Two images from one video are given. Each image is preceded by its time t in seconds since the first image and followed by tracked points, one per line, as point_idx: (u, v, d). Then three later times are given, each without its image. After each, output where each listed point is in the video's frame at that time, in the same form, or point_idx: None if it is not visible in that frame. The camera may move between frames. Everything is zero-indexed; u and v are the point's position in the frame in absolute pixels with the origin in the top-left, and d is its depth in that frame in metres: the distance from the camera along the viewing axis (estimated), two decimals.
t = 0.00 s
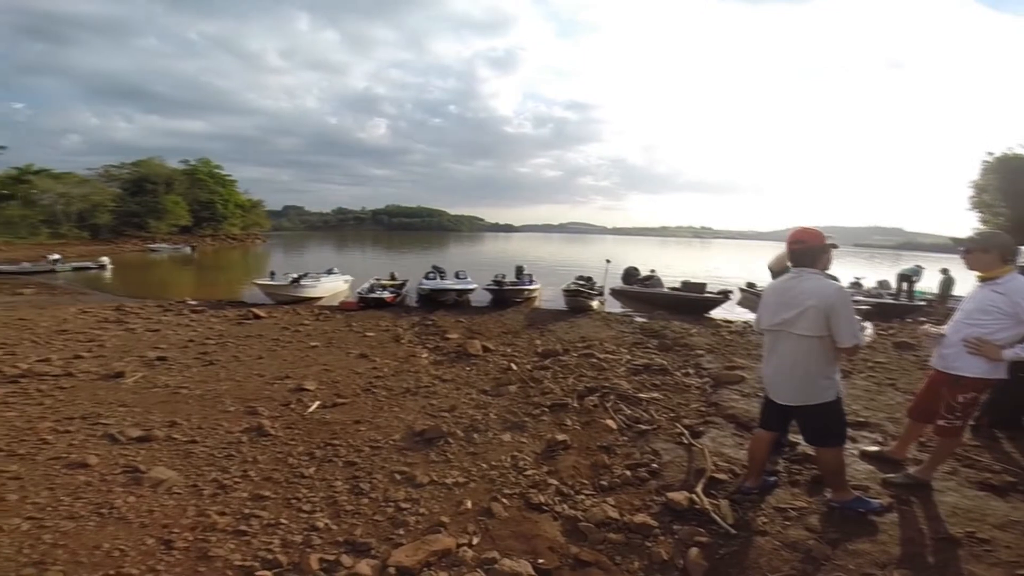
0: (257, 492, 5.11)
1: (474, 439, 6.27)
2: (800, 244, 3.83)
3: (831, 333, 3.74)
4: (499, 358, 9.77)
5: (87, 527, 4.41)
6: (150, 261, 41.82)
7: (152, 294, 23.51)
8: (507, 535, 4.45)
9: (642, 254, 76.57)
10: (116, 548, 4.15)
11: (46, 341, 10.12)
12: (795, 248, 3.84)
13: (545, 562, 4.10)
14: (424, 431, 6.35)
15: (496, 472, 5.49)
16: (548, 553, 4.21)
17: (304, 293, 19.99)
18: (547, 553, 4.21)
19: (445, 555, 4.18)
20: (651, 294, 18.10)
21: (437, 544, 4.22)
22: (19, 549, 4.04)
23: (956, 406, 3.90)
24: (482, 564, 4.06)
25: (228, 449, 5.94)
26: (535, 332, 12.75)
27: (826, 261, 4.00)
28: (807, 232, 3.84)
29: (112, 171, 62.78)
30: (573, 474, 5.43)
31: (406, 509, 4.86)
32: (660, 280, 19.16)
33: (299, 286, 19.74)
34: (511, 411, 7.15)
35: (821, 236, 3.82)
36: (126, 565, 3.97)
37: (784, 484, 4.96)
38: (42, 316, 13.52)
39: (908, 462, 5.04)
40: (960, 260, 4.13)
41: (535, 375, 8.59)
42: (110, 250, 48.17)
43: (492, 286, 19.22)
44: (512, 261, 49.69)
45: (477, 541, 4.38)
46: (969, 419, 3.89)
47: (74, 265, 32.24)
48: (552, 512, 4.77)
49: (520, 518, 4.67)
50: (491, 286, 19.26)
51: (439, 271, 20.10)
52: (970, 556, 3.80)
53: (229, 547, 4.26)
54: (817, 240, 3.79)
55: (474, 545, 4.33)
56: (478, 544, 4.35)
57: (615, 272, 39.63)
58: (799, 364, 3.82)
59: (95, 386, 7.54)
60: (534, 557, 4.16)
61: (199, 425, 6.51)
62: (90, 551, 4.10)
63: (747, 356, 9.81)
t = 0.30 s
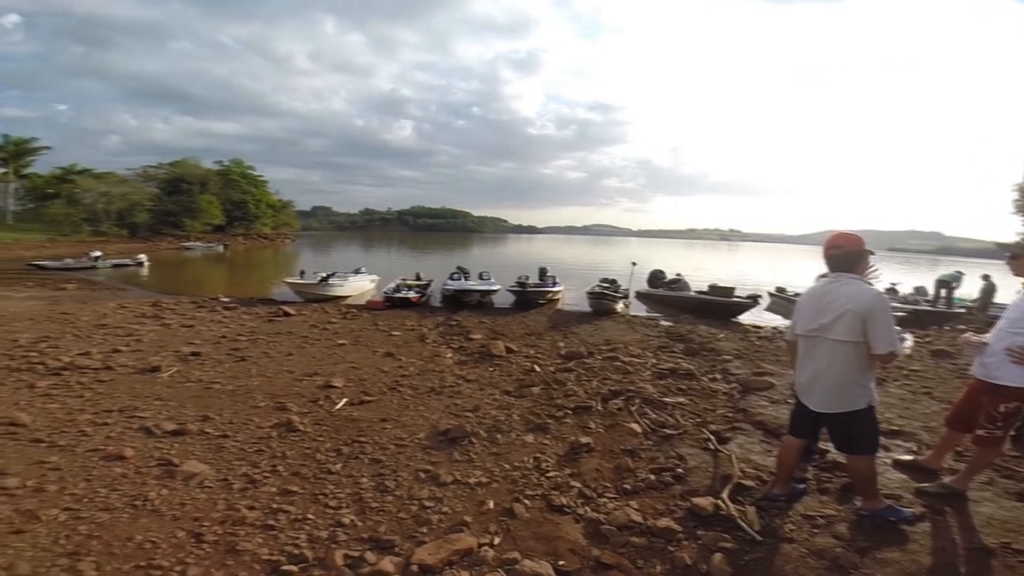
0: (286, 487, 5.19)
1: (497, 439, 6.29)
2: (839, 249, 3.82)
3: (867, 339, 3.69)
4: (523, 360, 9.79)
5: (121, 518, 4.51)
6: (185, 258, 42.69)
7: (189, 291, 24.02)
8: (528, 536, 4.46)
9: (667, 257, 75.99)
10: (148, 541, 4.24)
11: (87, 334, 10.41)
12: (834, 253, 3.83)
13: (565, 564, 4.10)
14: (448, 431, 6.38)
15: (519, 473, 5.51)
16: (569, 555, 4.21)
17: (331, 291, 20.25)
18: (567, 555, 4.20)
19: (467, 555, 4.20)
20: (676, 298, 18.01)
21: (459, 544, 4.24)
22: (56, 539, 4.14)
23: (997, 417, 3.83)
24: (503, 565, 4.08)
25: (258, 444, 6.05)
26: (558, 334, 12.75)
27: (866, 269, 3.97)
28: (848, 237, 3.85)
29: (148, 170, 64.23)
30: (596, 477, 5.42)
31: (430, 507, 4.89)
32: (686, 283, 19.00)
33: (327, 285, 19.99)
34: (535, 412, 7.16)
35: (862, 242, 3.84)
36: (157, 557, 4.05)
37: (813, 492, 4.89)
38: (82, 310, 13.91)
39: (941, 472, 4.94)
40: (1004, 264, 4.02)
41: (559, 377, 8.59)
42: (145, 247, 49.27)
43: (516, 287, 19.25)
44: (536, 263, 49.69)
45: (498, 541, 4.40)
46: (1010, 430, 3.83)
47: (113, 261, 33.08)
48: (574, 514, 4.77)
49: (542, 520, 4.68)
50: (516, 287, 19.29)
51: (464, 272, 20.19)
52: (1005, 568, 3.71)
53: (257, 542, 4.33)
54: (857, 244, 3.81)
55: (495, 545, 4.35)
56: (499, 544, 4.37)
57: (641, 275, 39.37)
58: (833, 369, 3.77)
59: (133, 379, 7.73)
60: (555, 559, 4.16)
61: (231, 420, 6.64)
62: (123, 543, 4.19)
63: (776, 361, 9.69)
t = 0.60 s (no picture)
0: (319, 483, 5.28)
1: (525, 440, 6.31)
2: (883, 252, 3.76)
3: (912, 343, 3.61)
4: (551, 360, 9.79)
5: (160, 512, 4.63)
6: (221, 257, 43.63)
7: (228, 289, 24.55)
8: (555, 537, 4.46)
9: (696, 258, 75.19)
10: (186, 535, 4.34)
11: (130, 330, 10.72)
12: (879, 256, 3.78)
13: (593, 567, 4.09)
14: (476, 430, 6.42)
15: (547, 474, 5.51)
16: (596, 557, 4.20)
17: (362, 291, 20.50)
18: (595, 556, 4.20)
19: (494, 554, 4.21)
20: (706, 300, 17.86)
21: (486, 543, 4.25)
22: (98, 532, 4.26)
23: None
24: (529, 565, 4.09)
25: (293, 440, 6.16)
26: (586, 335, 12.71)
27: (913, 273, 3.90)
28: (894, 240, 3.78)
29: (185, 171, 65.81)
30: (625, 479, 5.40)
31: (458, 506, 4.93)
32: (717, 285, 18.79)
33: (358, 284, 20.24)
34: (563, 413, 7.16)
35: (910, 245, 3.78)
36: (194, 551, 4.15)
37: (849, 498, 4.80)
38: (125, 307, 14.32)
39: (983, 480, 4.80)
40: None
41: (588, 379, 8.57)
42: (183, 246, 50.46)
43: (542, 288, 19.24)
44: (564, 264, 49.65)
45: (525, 542, 4.41)
46: None
47: (153, 260, 33.97)
48: (601, 516, 4.75)
49: (569, 521, 4.67)
50: (542, 287, 19.28)
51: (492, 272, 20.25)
52: None
53: (290, 537, 4.41)
54: (905, 245, 3.75)
55: (522, 545, 4.36)
56: (526, 544, 4.38)
57: (669, 276, 39.03)
58: (876, 373, 3.70)
59: (172, 375, 7.94)
60: (582, 560, 4.15)
61: (266, 416, 6.76)
62: (162, 536, 4.29)
63: (811, 366, 9.52)
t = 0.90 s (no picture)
0: (343, 483, 5.32)
1: (547, 443, 6.29)
2: (920, 257, 3.69)
3: (951, 350, 3.54)
4: (573, 364, 9.76)
5: (189, 509, 4.70)
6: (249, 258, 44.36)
7: (256, 289, 24.94)
8: (577, 541, 4.44)
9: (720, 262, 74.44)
10: (213, 533, 4.40)
11: (161, 329, 10.94)
12: (916, 261, 3.70)
13: (615, 572, 4.06)
14: (498, 433, 6.41)
15: (569, 478, 5.49)
16: (618, 562, 4.17)
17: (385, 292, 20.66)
18: (616, 561, 4.17)
19: (515, 557, 4.20)
20: (731, 305, 17.67)
21: (507, 546, 4.24)
22: (129, 528, 4.33)
23: None
24: (550, 569, 4.07)
25: (318, 439, 6.21)
26: (608, 339, 12.65)
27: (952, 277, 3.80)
28: (932, 245, 3.70)
29: (214, 173, 67.03)
30: (648, 484, 5.35)
31: (479, 509, 4.93)
32: (742, 290, 18.57)
33: (382, 286, 20.39)
34: (586, 417, 7.12)
35: (949, 248, 3.71)
36: (220, 549, 4.20)
37: (879, 506, 4.70)
38: (158, 305, 14.63)
39: (1019, 490, 4.67)
40: None
41: (610, 383, 8.52)
42: (212, 247, 51.38)
43: (563, 291, 19.19)
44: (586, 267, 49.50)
45: (545, 545, 4.39)
46: None
47: (183, 260, 34.64)
48: (624, 521, 4.72)
49: (591, 525, 4.65)
50: (563, 291, 19.23)
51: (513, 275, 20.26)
52: None
53: (315, 536, 4.44)
54: (944, 249, 3.67)
55: (542, 549, 4.34)
56: (546, 548, 4.37)
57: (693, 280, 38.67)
58: (913, 380, 3.63)
59: (202, 373, 8.07)
60: (604, 565, 4.13)
61: (292, 415, 6.84)
62: (190, 534, 4.36)
63: (840, 372, 9.35)
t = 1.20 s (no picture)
0: (368, 481, 5.35)
1: (571, 446, 6.26)
2: (965, 263, 3.61)
3: (995, 358, 3.43)
4: (596, 367, 9.71)
5: (218, 505, 4.77)
6: (278, 258, 45.06)
7: (285, 288, 25.28)
8: (600, 545, 4.41)
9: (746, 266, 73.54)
10: (241, 529, 4.46)
11: (194, 325, 11.14)
12: (961, 267, 3.62)
13: None
14: (521, 435, 6.40)
15: (592, 482, 5.45)
16: (642, 567, 4.13)
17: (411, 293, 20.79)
18: (640, 567, 4.13)
19: (537, 560, 4.18)
20: (758, 310, 17.44)
21: (530, 548, 4.22)
22: (160, 523, 4.40)
23: None
24: (573, 572, 4.04)
25: (344, 437, 6.27)
26: (632, 343, 12.56)
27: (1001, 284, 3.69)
28: (978, 251, 3.61)
29: (245, 174, 68.19)
30: (673, 490, 5.29)
31: (502, 511, 4.92)
32: (771, 295, 18.32)
33: (408, 286, 20.54)
34: (610, 421, 7.08)
35: (998, 254, 3.62)
36: (248, 545, 4.25)
37: (912, 516, 4.59)
38: (192, 302, 14.93)
39: None
40: None
41: (635, 387, 8.45)
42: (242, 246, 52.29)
43: (587, 294, 19.12)
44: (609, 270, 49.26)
45: (568, 549, 4.36)
46: None
47: (215, 258, 35.29)
48: (648, 526, 4.67)
49: (614, 530, 4.61)
50: (587, 293, 19.16)
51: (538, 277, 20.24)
52: None
53: (341, 534, 4.48)
54: (993, 254, 3.58)
55: (565, 553, 4.32)
56: (569, 552, 4.34)
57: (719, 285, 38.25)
58: (954, 387, 3.54)
59: (232, 369, 8.20)
60: (628, 570, 4.09)
61: (319, 413, 6.90)
62: (219, 529, 4.42)
63: (873, 380, 9.16)
